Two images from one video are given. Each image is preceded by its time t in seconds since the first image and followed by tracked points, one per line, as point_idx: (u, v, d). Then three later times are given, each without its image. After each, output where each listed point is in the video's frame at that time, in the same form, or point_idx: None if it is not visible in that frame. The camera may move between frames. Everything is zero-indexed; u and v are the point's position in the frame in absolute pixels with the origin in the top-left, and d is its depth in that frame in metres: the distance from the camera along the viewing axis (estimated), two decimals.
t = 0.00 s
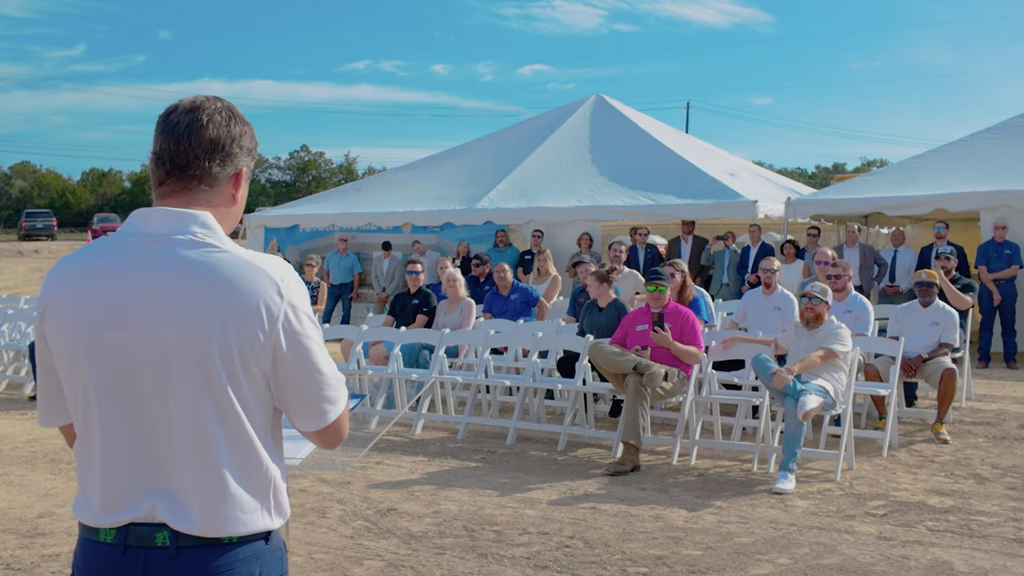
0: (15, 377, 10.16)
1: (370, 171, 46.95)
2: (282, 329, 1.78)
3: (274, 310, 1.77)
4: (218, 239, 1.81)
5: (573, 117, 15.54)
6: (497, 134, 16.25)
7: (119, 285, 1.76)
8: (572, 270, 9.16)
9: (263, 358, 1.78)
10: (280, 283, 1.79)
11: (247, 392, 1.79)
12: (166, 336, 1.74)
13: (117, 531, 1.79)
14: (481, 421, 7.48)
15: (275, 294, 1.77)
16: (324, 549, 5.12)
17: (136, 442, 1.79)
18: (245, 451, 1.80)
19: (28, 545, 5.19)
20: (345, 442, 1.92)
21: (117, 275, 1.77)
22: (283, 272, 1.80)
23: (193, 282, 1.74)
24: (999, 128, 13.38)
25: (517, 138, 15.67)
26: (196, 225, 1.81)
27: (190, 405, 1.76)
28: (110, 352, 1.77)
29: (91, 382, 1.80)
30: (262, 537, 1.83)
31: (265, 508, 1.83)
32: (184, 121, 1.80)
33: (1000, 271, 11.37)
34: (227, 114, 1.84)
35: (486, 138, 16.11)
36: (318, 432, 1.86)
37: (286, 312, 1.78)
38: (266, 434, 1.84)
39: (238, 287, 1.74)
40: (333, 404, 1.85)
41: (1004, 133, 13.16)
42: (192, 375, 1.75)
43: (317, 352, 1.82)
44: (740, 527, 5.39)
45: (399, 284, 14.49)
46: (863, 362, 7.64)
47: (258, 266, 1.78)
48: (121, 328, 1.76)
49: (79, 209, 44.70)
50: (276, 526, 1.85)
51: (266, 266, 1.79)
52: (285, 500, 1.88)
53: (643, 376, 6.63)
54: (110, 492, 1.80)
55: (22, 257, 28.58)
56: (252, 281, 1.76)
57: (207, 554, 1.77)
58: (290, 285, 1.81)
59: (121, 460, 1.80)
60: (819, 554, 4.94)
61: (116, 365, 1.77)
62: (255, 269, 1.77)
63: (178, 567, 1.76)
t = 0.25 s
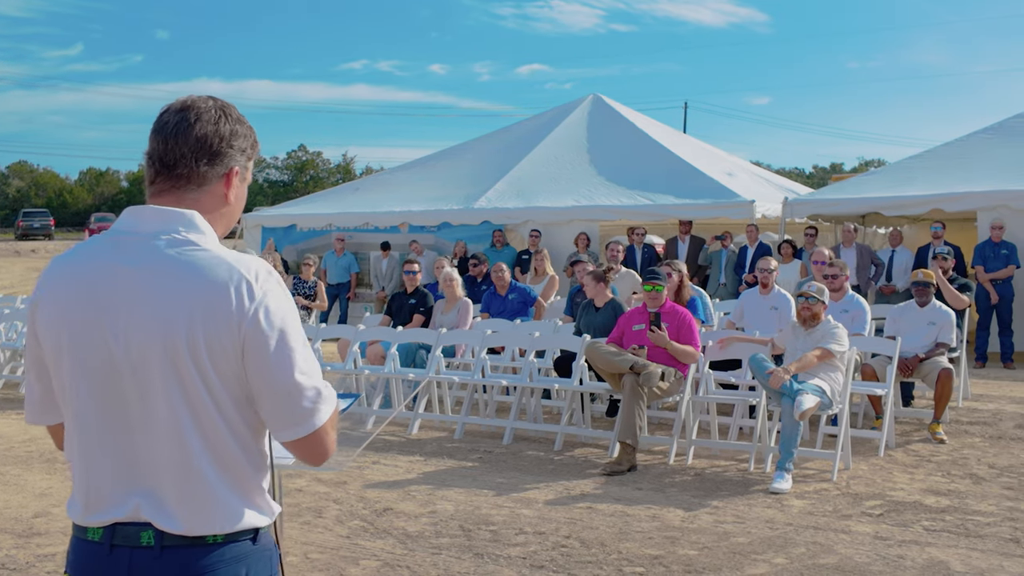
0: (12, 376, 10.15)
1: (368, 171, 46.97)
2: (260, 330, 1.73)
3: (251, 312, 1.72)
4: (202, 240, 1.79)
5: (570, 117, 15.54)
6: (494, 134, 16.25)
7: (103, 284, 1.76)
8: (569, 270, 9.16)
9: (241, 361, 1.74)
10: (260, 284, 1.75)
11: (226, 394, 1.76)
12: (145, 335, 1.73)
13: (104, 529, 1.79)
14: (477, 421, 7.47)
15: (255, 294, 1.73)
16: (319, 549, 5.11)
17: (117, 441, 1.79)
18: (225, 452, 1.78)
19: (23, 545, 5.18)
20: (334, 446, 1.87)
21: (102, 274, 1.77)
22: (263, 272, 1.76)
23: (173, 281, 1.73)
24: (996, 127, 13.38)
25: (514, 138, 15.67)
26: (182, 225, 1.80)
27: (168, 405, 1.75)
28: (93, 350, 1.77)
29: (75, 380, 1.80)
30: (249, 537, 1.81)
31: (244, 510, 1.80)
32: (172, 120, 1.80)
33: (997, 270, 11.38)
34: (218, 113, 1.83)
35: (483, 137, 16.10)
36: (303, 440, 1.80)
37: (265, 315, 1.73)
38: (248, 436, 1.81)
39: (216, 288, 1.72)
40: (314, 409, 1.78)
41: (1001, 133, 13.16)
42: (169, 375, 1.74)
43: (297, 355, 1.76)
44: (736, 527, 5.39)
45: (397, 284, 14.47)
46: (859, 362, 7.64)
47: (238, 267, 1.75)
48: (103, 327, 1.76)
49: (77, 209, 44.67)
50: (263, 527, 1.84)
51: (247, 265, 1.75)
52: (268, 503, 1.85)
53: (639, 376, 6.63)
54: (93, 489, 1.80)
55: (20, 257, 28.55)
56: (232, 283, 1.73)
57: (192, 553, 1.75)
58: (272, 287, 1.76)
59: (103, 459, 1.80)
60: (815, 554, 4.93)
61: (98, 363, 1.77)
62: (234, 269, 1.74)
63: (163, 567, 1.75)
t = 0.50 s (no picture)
0: (9, 376, 10.14)
1: (366, 171, 46.96)
2: (244, 333, 1.71)
3: (234, 316, 1.71)
4: (192, 240, 1.78)
5: (568, 117, 15.54)
6: (493, 133, 16.24)
7: (90, 283, 1.76)
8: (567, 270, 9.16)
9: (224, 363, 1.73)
10: (246, 287, 1.73)
11: (209, 396, 1.75)
12: (130, 335, 1.73)
13: (91, 528, 1.78)
14: (475, 420, 7.47)
15: (239, 297, 1.72)
16: (316, 549, 5.10)
17: (102, 440, 1.79)
18: (208, 455, 1.77)
19: (19, 545, 5.16)
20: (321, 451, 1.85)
21: (91, 272, 1.77)
22: (250, 275, 1.75)
23: (159, 282, 1.72)
24: (993, 128, 13.39)
25: (513, 138, 15.67)
26: (175, 226, 1.80)
27: (151, 406, 1.74)
28: (81, 349, 1.78)
29: (64, 378, 1.80)
30: (237, 537, 1.81)
31: (227, 512, 1.79)
32: (172, 120, 1.80)
33: (994, 271, 11.39)
34: (218, 114, 1.83)
35: (482, 137, 16.10)
36: (285, 449, 1.78)
37: (249, 318, 1.71)
38: (233, 437, 1.80)
39: (200, 290, 1.71)
40: (297, 414, 1.76)
41: (999, 133, 13.17)
42: (153, 376, 1.73)
43: (281, 359, 1.74)
44: (733, 527, 5.39)
45: (394, 283, 14.46)
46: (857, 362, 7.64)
47: (224, 269, 1.73)
48: (90, 325, 1.76)
49: (75, 208, 44.63)
50: (250, 526, 1.83)
51: (234, 268, 1.74)
52: (253, 506, 1.84)
53: (637, 376, 6.62)
54: (79, 487, 1.81)
55: (18, 257, 28.51)
56: (216, 286, 1.72)
57: (180, 553, 1.75)
58: (259, 291, 1.74)
59: (90, 457, 1.80)
60: (812, 554, 4.93)
61: (86, 361, 1.77)
62: (220, 271, 1.73)
63: (151, 566, 1.74)
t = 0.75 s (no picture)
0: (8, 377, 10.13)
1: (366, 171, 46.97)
2: (233, 335, 1.71)
3: (223, 318, 1.71)
4: (183, 241, 1.79)
5: (568, 117, 15.54)
6: (492, 133, 16.24)
7: (79, 283, 1.76)
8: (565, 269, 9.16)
9: (212, 365, 1.73)
10: (235, 289, 1.73)
11: (196, 397, 1.75)
12: (118, 335, 1.73)
13: (75, 529, 1.79)
14: (474, 421, 7.47)
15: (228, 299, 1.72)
16: (314, 550, 5.10)
17: (89, 441, 1.79)
18: (194, 458, 1.77)
19: (17, 546, 5.16)
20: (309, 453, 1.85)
21: (80, 272, 1.77)
22: (240, 276, 1.75)
23: (147, 282, 1.72)
24: (993, 128, 13.38)
25: (512, 138, 15.67)
26: (166, 226, 1.80)
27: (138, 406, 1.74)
28: (69, 346, 1.78)
29: (53, 376, 1.80)
30: (219, 538, 1.80)
31: (210, 516, 1.78)
32: (164, 121, 1.81)
33: (993, 271, 11.37)
34: (210, 115, 1.84)
35: (481, 137, 16.10)
36: (278, 444, 1.79)
37: (237, 320, 1.72)
38: (220, 440, 1.79)
39: (188, 291, 1.71)
40: (285, 418, 1.77)
41: (998, 133, 13.16)
42: (139, 377, 1.73)
43: (270, 361, 1.74)
44: (732, 528, 5.38)
45: (393, 283, 14.46)
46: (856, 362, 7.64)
47: (214, 271, 1.73)
48: (79, 325, 1.76)
49: (75, 209, 44.62)
50: (233, 528, 1.83)
51: (224, 268, 1.75)
52: (239, 509, 1.83)
53: (635, 376, 6.62)
54: (65, 487, 1.80)
55: (17, 257, 28.49)
56: (205, 287, 1.72)
57: (160, 554, 1.75)
58: (248, 292, 1.74)
59: (77, 457, 1.80)
60: (810, 555, 4.93)
61: (73, 361, 1.77)
62: (209, 272, 1.73)
63: (130, 567, 1.74)
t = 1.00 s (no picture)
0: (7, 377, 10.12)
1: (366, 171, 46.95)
2: (204, 328, 1.71)
3: (195, 311, 1.70)
4: (156, 235, 1.78)
5: (567, 116, 15.53)
6: (491, 133, 16.23)
7: (51, 277, 1.76)
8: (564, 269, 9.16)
9: (183, 358, 1.73)
10: (207, 282, 1.73)
11: (168, 390, 1.74)
12: (91, 328, 1.72)
13: (45, 519, 1.78)
14: (472, 421, 7.46)
15: (200, 291, 1.72)
16: (310, 550, 5.09)
17: (60, 435, 1.78)
18: (166, 452, 1.76)
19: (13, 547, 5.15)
20: (283, 446, 1.85)
21: (53, 265, 1.77)
22: (214, 270, 1.75)
23: (120, 275, 1.72)
24: (992, 127, 13.36)
25: (511, 137, 15.66)
26: (139, 222, 1.78)
27: (110, 401, 1.73)
28: (42, 339, 1.77)
29: (26, 370, 1.80)
30: (187, 535, 1.79)
31: (182, 511, 1.78)
32: (137, 119, 1.80)
33: (992, 270, 11.35)
34: (184, 113, 1.83)
35: (480, 137, 16.09)
36: (254, 435, 1.79)
37: (209, 312, 1.71)
38: (192, 434, 1.78)
39: (160, 284, 1.71)
40: (258, 410, 1.77)
41: (997, 132, 13.15)
42: (111, 370, 1.72)
43: (243, 354, 1.74)
44: (729, 528, 5.37)
45: (392, 283, 14.45)
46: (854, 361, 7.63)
47: (186, 263, 1.73)
48: (51, 318, 1.75)
49: (75, 209, 44.62)
50: (203, 525, 1.81)
51: (197, 261, 1.74)
52: (211, 505, 1.82)
53: (633, 376, 6.60)
54: (36, 481, 1.79)
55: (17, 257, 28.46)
56: (176, 279, 1.71)
57: (127, 548, 1.74)
58: (220, 285, 1.74)
59: (49, 451, 1.79)
60: (807, 555, 4.92)
61: (45, 354, 1.77)
62: (181, 265, 1.72)
63: (98, 560, 1.73)
